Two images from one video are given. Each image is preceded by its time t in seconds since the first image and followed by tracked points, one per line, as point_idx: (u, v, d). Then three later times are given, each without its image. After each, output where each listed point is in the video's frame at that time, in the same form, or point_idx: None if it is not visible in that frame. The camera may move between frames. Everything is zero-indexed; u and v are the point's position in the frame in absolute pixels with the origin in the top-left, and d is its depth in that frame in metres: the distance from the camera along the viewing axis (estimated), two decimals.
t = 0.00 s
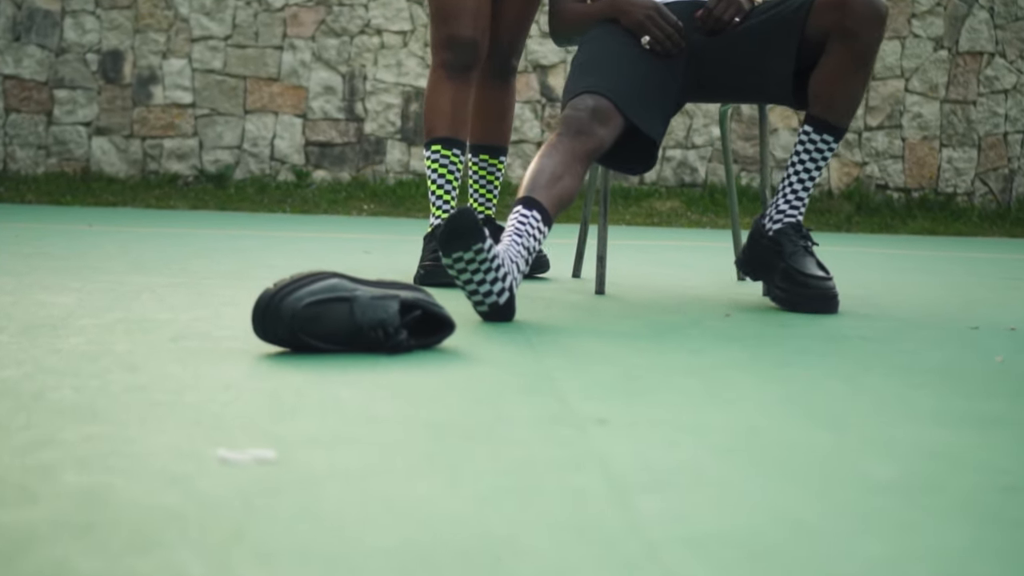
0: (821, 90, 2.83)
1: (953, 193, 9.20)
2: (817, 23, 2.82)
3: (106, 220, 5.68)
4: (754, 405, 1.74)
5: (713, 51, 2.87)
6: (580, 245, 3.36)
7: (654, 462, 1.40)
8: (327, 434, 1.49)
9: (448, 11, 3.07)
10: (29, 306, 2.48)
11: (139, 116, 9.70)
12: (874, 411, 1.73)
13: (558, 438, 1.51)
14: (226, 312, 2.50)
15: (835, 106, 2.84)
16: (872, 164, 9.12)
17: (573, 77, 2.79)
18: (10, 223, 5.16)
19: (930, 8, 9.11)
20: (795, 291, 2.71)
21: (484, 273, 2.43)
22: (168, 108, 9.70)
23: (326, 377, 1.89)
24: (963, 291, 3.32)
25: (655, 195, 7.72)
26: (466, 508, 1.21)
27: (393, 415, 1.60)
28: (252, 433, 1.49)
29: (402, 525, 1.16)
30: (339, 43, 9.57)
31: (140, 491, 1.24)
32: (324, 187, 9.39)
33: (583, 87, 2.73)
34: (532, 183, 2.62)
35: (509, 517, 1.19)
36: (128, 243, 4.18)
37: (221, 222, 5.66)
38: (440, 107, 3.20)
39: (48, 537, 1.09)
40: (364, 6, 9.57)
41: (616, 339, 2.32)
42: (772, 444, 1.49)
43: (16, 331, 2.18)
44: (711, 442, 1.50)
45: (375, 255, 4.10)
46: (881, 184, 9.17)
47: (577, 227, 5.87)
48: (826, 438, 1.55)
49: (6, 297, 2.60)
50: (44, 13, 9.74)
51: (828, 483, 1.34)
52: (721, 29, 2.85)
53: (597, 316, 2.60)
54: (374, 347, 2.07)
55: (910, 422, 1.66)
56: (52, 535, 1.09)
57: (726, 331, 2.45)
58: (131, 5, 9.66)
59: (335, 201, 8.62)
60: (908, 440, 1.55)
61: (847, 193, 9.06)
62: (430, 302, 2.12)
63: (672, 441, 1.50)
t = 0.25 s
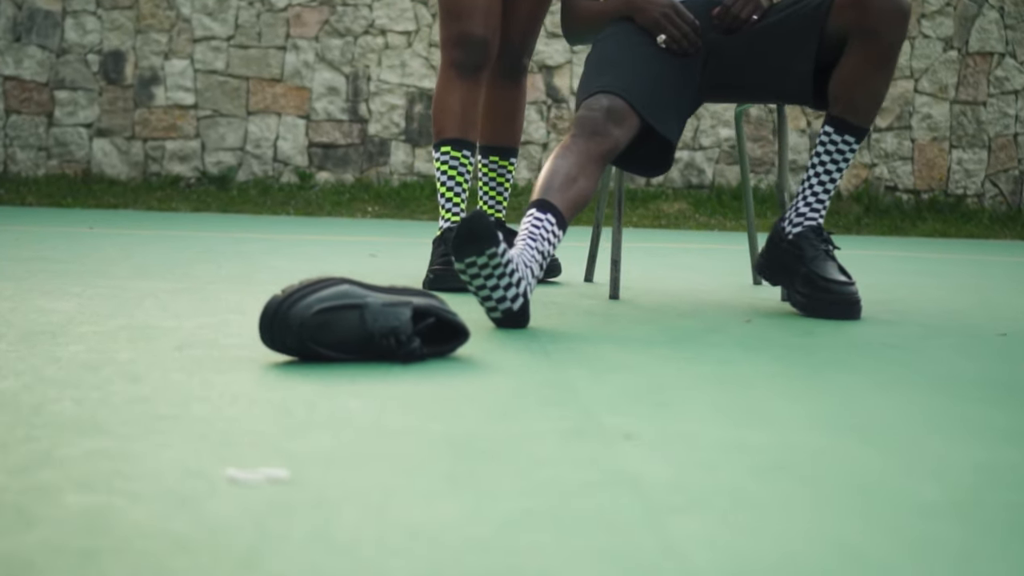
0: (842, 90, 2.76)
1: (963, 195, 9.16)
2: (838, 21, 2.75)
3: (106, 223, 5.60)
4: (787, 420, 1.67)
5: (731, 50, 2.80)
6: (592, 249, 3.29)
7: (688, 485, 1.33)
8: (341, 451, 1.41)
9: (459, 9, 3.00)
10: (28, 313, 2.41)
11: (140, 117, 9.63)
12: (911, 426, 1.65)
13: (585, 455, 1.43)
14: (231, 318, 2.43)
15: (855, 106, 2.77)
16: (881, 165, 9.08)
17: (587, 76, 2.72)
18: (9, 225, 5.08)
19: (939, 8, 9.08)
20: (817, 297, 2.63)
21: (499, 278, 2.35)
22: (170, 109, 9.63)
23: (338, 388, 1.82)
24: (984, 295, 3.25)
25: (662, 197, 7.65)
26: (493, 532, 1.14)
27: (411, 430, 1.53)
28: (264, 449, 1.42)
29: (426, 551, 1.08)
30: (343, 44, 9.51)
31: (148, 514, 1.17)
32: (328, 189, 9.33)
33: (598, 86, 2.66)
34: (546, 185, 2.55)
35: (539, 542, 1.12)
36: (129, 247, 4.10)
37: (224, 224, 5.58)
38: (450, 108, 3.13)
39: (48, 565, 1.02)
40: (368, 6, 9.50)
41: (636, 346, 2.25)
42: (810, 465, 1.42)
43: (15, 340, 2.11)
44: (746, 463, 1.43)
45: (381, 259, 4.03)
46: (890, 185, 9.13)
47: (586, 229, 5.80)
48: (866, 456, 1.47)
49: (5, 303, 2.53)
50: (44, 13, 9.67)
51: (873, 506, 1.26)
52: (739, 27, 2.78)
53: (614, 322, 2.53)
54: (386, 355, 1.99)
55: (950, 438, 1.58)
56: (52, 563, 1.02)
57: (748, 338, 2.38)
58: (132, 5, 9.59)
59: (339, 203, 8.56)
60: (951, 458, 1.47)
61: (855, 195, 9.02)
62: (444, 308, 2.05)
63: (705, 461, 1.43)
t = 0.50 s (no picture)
0: (862, 89, 2.70)
1: (972, 197, 9.12)
2: (858, 17, 2.68)
3: (107, 224, 5.54)
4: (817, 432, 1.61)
5: (746, 47, 2.73)
6: (603, 251, 3.22)
7: (719, 501, 1.26)
8: (353, 464, 1.35)
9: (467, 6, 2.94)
10: (26, 317, 2.34)
11: (142, 117, 9.57)
12: (944, 437, 1.59)
13: (609, 469, 1.37)
14: (236, 322, 2.36)
15: (875, 105, 2.71)
16: (888, 167, 9.03)
17: (600, 74, 2.66)
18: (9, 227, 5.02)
19: (948, 8, 9.06)
20: (836, 300, 2.58)
21: (511, 281, 2.29)
22: (172, 110, 9.57)
23: (348, 396, 1.75)
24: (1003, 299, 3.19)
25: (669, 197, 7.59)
26: (516, 551, 1.08)
27: (427, 443, 1.47)
28: (272, 461, 1.36)
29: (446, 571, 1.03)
30: (346, 44, 9.45)
31: (151, 534, 1.11)
32: (331, 191, 9.27)
33: (611, 85, 2.60)
34: (558, 186, 2.49)
35: (564, 562, 1.06)
36: (131, 249, 4.04)
37: (226, 226, 5.52)
38: (458, 108, 3.07)
39: None
40: (372, 5, 9.44)
41: (652, 352, 2.19)
42: (847, 479, 1.36)
43: (13, 345, 2.05)
44: (777, 477, 1.37)
45: (387, 261, 3.97)
46: (898, 187, 9.08)
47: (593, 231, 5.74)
48: (902, 470, 1.41)
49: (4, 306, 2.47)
50: (45, 12, 9.61)
51: (913, 522, 1.20)
52: (755, 24, 2.71)
53: (628, 327, 2.47)
54: (397, 361, 1.94)
55: (987, 449, 1.52)
56: None
57: (768, 344, 2.31)
58: (134, 5, 9.54)
59: (342, 204, 8.50)
60: (990, 471, 1.41)
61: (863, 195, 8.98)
62: (456, 312, 1.99)
63: (734, 476, 1.37)
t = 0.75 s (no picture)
0: (879, 86, 2.65)
1: (980, 197, 9.07)
2: (876, 12, 2.62)
3: (107, 225, 5.47)
4: (844, 442, 1.55)
5: (761, 43, 2.67)
6: (614, 252, 3.17)
7: (747, 515, 1.21)
8: (365, 477, 1.30)
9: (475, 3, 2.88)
10: (26, 320, 2.29)
11: (143, 117, 9.51)
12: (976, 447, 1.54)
13: (631, 482, 1.32)
14: (241, 325, 2.31)
15: (893, 103, 2.65)
16: (896, 167, 8.99)
17: (611, 72, 2.60)
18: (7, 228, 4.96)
19: (955, 7, 9.03)
20: (854, 303, 2.52)
21: (522, 283, 2.23)
22: (173, 109, 9.51)
23: (357, 402, 1.70)
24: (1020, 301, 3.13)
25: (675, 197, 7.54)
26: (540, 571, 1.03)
27: (441, 453, 1.41)
28: (280, 474, 1.30)
29: None
30: (349, 43, 9.40)
31: (154, 549, 1.05)
32: (333, 191, 9.21)
33: (622, 83, 2.54)
34: (570, 187, 2.43)
35: None
36: (131, 250, 3.98)
37: (228, 227, 5.47)
38: (466, 107, 3.01)
39: None
40: (375, 4, 9.39)
41: (668, 356, 2.13)
42: (878, 492, 1.30)
43: (11, 350, 1.99)
44: (806, 490, 1.31)
45: (391, 262, 3.91)
46: (906, 187, 9.03)
47: (600, 232, 5.69)
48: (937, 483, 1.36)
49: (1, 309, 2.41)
50: (45, 11, 9.56)
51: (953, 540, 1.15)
52: (769, 20, 2.65)
53: (642, 330, 2.41)
54: (406, 367, 1.88)
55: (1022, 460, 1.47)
56: None
57: (786, 348, 2.26)
58: (135, 4, 9.49)
59: (346, 204, 8.45)
60: None
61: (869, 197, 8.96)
62: (466, 316, 1.94)
63: (761, 488, 1.32)
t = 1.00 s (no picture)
0: (896, 84, 2.58)
1: (987, 197, 9.02)
2: (893, 9, 2.56)
3: (107, 226, 5.41)
4: (872, 452, 1.49)
5: (774, 41, 2.61)
6: (623, 253, 3.11)
7: (780, 531, 1.14)
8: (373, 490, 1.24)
9: None
10: (21, 324, 2.23)
11: (143, 117, 9.45)
12: (1010, 458, 1.47)
13: (653, 496, 1.25)
14: (242, 329, 2.25)
15: (910, 103, 2.59)
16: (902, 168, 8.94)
17: (621, 69, 2.54)
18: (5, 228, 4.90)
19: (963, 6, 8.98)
20: (871, 307, 2.46)
21: (532, 286, 2.17)
22: (174, 109, 9.45)
23: (363, 410, 1.64)
24: None
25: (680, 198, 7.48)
26: None
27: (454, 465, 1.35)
28: (283, 490, 1.24)
29: None
30: (351, 42, 9.33)
31: (154, 570, 0.99)
32: (335, 192, 9.16)
33: (632, 81, 2.48)
34: (580, 187, 2.38)
35: None
36: (131, 252, 3.92)
37: (229, 228, 5.41)
38: (472, 104, 2.95)
39: None
40: (377, 3, 9.33)
41: (682, 361, 2.07)
42: (915, 507, 1.24)
43: (5, 356, 1.92)
44: (837, 502, 1.25)
45: (396, 264, 3.85)
46: (913, 188, 8.98)
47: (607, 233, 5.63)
48: (975, 496, 1.30)
49: None
50: (45, 10, 9.50)
51: (998, 559, 1.08)
52: (783, 18, 2.59)
53: (655, 335, 2.35)
54: (414, 373, 1.82)
55: None
56: None
57: (805, 353, 2.19)
58: (136, 3, 9.44)
59: (348, 205, 8.40)
60: None
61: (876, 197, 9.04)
62: (476, 320, 1.87)
63: (792, 501, 1.25)
